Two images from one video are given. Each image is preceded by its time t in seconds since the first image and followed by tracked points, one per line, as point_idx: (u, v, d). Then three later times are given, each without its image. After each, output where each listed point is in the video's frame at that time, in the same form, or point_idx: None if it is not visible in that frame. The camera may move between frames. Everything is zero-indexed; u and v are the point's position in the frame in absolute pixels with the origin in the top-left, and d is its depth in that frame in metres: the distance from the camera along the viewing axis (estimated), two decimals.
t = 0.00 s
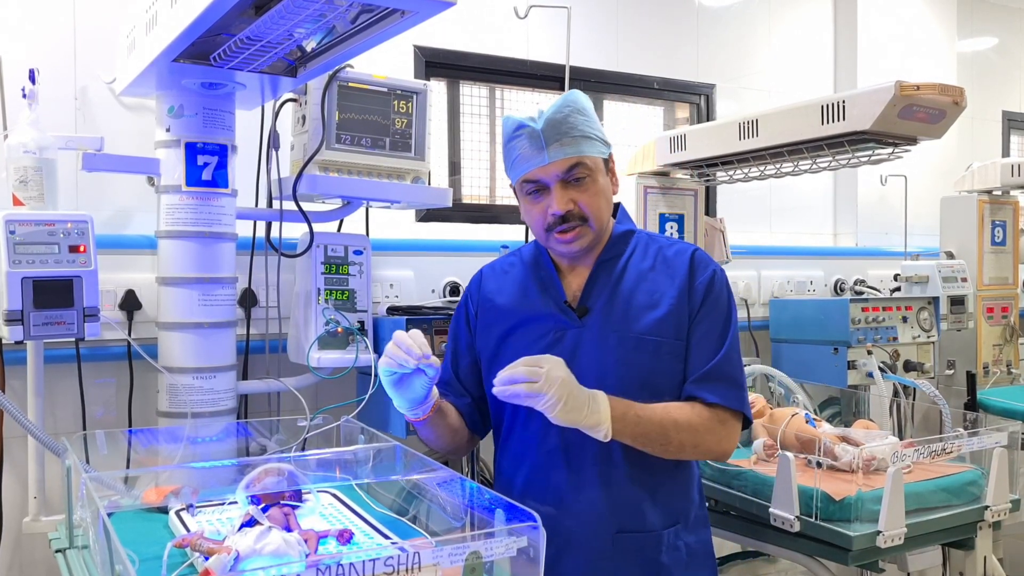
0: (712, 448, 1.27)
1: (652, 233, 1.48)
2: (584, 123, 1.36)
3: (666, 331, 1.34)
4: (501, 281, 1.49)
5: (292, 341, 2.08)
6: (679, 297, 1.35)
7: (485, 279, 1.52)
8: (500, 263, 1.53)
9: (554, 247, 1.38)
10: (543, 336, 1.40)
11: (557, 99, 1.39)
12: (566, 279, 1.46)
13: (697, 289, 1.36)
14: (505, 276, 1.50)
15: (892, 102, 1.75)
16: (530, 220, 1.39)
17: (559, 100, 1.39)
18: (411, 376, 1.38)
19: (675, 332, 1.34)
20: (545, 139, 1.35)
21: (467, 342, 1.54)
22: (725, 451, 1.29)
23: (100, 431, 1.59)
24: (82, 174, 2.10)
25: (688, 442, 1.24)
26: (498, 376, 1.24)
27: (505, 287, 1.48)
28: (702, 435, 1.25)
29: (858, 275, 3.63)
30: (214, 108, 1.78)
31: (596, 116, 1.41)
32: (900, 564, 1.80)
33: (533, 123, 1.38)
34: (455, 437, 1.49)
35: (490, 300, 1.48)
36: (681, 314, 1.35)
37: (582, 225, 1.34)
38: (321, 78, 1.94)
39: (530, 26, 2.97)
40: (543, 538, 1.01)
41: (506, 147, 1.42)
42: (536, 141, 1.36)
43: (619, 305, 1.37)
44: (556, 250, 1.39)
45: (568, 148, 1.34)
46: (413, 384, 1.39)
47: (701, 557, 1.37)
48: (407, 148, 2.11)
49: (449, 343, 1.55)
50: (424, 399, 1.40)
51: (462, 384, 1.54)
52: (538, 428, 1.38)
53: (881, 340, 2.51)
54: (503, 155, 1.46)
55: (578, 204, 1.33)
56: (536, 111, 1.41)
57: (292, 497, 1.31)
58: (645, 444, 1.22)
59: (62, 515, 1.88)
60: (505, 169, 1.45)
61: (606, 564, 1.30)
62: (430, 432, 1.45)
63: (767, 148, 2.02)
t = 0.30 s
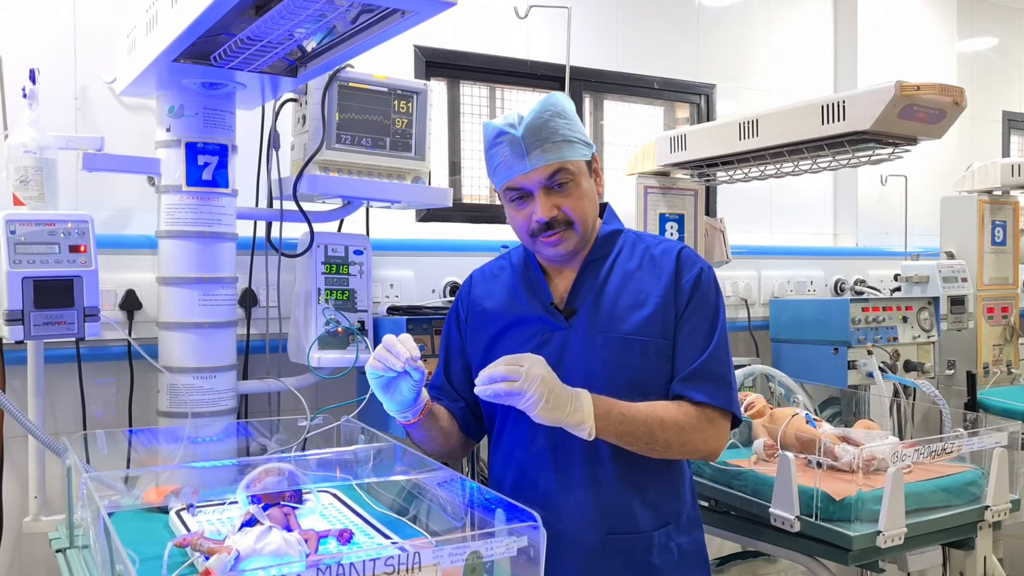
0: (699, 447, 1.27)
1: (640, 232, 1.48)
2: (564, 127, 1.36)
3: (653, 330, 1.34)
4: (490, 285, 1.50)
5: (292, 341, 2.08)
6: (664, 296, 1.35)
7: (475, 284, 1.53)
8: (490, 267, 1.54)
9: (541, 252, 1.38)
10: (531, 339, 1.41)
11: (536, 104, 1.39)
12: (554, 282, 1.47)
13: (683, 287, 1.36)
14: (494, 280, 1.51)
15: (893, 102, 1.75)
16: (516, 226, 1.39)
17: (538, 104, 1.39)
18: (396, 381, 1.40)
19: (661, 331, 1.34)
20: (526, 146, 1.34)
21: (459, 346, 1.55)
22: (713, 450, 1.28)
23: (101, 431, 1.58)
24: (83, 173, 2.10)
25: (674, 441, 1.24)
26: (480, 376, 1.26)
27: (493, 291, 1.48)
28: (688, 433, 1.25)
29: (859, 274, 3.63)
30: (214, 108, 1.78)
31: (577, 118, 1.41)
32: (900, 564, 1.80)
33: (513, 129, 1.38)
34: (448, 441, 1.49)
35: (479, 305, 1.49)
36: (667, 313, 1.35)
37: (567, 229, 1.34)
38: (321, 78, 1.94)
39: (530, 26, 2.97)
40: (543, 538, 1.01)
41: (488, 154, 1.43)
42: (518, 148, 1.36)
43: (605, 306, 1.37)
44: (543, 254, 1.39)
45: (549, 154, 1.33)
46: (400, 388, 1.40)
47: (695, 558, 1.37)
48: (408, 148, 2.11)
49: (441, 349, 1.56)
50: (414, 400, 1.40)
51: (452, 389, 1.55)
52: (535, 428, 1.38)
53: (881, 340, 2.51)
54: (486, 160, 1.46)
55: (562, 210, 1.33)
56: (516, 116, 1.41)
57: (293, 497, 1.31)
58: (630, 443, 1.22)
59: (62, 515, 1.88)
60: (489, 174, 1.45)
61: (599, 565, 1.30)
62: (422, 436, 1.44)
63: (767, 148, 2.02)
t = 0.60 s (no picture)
0: (696, 442, 1.27)
1: (632, 231, 1.48)
2: (552, 131, 1.36)
3: (649, 330, 1.34)
4: (483, 288, 1.50)
5: (292, 341, 2.08)
6: (659, 294, 1.35)
7: (468, 288, 1.52)
8: (482, 271, 1.53)
9: (535, 257, 1.39)
10: (527, 342, 1.41)
11: (522, 109, 1.38)
12: (549, 285, 1.47)
13: (676, 285, 1.36)
14: (487, 283, 1.51)
15: (893, 102, 1.75)
16: (508, 232, 1.39)
17: (524, 109, 1.38)
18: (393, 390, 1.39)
19: (657, 329, 1.34)
20: (514, 152, 1.34)
21: (454, 350, 1.55)
22: (709, 444, 1.29)
23: (101, 431, 1.58)
24: (83, 173, 2.10)
25: (671, 438, 1.24)
26: (475, 381, 1.27)
27: (488, 295, 1.48)
28: (685, 430, 1.25)
29: (859, 275, 3.63)
30: (215, 108, 1.78)
31: (563, 119, 1.40)
32: (899, 564, 1.80)
33: (500, 136, 1.37)
34: (446, 446, 1.49)
35: (473, 309, 1.48)
36: (662, 311, 1.35)
37: (559, 234, 1.34)
38: (321, 78, 1.94)
39: (530, 26, 2.97)
40: (543, 538, 1.01)
41: (476, 161, 1.42)
42: (505, 155, 1.35)
43: (601, 307, 1.37)
44: (537, 259, 1.40)
45: (538, 160, 1.33)
46: (396, 397, 1.39)
47: (695, 556, 1.38)
48: (408, 148, 2.11)
49: (436, 354, 1.56)
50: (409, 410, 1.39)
51: (449, 394, 1.55)
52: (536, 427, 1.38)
53: (881, 340, 2.51)
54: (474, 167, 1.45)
55: (553, 215, 1.33)
56: (502, 121, 1.40)
57: (293, 497, 1.31)
58: (627, 442, 1.22)
59: (62, 515, 1.88)
60: (477, 179, 1.44)
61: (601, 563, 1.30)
62: (419, 441, 1.45)
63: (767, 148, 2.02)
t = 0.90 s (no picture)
0: (705, 441, 1.28)
1: (637, 229, 1.48)
2: (558, 131, 1.36)
3: (656, 330, 1.34)
4: (489, 289, 1.49)
5: (292, 341, 2.08)
6: (666, 295, 1.35)
7: (472, 288, 1.52)
8: (487, 270, 1.53)
9: (541, 258, 1.39)
10: (534, 343, 1.41)
11: (527, 109, 1.38)
12: (555, 285, 1.47)
13: (683, 284, 1.36)
14: (493, 284, 1.50)
15: (893, 102, 1.75)
16: (514, 233, 1.39)
17: (530, 109, 1.38)
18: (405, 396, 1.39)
19: (664, 330, 1.34)
20: (520, 153, 1.34)
21: (460, 351, 1.53)
22: (718, 443, 1.30)
23: (101, 431, 1.58)
24: (83, 173, 2.10)
25: (680, 437, 1.24)
26: (486, 382, 1.25)
27: (493, 296, 1.48)
28: (694, 429, 1.26)
29: (859, 275, 3.63)
30: (215, 108, 1.78)
31: (568, 119, 1.40)
32: (899, 564, 1.80)
33: (506, 137, 1.37)
34: (453, 449, 1.49)
35: (479, 311, 1.48)
36: (669, 312, 1.35)
37: (565, 236, 1.34)
38: (321, 78, 1.94)
39: (530, 26, 2.97)
40: (543, 538, 1.01)
41: (481, 162, 1.42)
42: (511, 156, 1.35)
43: (608, 309, 1.37)
44: (543, 260, 1.40)
45: (543, 161, 1.33)
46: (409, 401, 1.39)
47: (702, 555, 1.38)
48: (407, 148, 2.11)
49: (441, 354, 1.54)
50: (422, 415, 1.40)
51: (455, 395, 1.53)
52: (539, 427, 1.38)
53: (881, 340, 2.51)
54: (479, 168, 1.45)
55: (560, 216, 1.33)
56: (507, 122, 1.40)
57: (293, 497, 1.31)
58: (638, 442, 1.22)
59: (62, 515, 1.88)
60: (482, 180, 1.44)
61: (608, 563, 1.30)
62: (426, 445, 1.46)
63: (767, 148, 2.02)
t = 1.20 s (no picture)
0: (739, 443, 1.28)
1: (664, 232, 1.48)
2: (591, 128, 1.37)
3: (681, 332, 1.34)
4: (513, 284, 1.49)
5: (292, 341, 2.08)
6: (694, 297, 1.35)
7: (497, 282, 1.52)
8: (512, 265, 1.53)
9: (564, 252, 1.39)
10: (557, 340, 1.40)
11: (563, 104, 1.40)
12: (578, 282, 1.46)
13: (712, 288, 1.36)
14: (517, 279, 1.50)
15: (893, 103, 1.75)
16: (539, 226, 1.40)
17: (566, 104, 1.39)
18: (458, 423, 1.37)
19: (691, 332, 1.34)
20: (552, 146, 1.35)
21: (482, 345, 1.53)
22: (752, 445, 1.30)
23: (100, 431, 1.58)
24: (82, 173, 2.10)
25: (716, 439, 1.24)
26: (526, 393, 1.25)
27: (518, 292, 1.48)
28: (729, 431, 1.26)
29: (859, 275, 3.63)
30: (215, 108, 1.78)
31: (603, 120, 1.42)
32: (899, 564, 1.80)
33: (539, 129, 1.39)
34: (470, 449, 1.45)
35: (504, 305, 1.47)
36: (697, 315, 1.35)
37: (590, 231, 1.34)
38: (321, 78, 1.94)
39: (530, 26, 2.97)
40: (543, 538, 1.01)
41: (514, 152, 1.43)
42: (543, 148, 1.36)
43: (635, 309, 1.37)
44: (566, 255, 1.40)
45: (574, 155, 1.34)
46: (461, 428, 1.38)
47: (714, 556, 1.38)
48: (407, 148, 2.11)
49: (461, 347, 1.54)
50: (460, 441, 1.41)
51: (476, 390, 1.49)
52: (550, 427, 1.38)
53: (881, 340, 2.51)
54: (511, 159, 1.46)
55: (586, 211, 1.33)
56: (543, 116, 1.42)
57: (293, 497, 1.31)
58: (676, 444, 1.23)
59: (62, 515, 1.88)
60: (513, 171, 1.45)
61: (620, 564, 1.31)
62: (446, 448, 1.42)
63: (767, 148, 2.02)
